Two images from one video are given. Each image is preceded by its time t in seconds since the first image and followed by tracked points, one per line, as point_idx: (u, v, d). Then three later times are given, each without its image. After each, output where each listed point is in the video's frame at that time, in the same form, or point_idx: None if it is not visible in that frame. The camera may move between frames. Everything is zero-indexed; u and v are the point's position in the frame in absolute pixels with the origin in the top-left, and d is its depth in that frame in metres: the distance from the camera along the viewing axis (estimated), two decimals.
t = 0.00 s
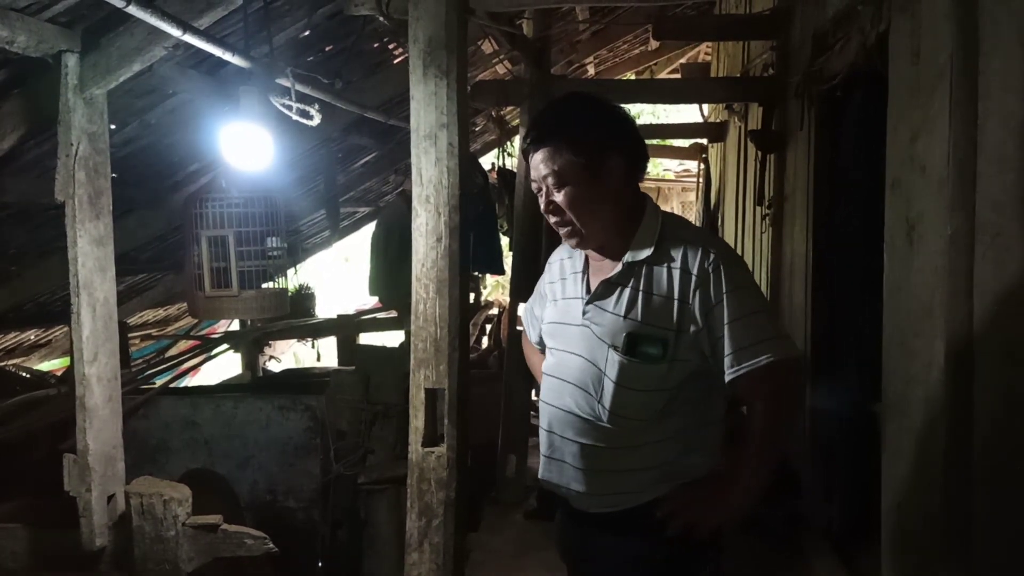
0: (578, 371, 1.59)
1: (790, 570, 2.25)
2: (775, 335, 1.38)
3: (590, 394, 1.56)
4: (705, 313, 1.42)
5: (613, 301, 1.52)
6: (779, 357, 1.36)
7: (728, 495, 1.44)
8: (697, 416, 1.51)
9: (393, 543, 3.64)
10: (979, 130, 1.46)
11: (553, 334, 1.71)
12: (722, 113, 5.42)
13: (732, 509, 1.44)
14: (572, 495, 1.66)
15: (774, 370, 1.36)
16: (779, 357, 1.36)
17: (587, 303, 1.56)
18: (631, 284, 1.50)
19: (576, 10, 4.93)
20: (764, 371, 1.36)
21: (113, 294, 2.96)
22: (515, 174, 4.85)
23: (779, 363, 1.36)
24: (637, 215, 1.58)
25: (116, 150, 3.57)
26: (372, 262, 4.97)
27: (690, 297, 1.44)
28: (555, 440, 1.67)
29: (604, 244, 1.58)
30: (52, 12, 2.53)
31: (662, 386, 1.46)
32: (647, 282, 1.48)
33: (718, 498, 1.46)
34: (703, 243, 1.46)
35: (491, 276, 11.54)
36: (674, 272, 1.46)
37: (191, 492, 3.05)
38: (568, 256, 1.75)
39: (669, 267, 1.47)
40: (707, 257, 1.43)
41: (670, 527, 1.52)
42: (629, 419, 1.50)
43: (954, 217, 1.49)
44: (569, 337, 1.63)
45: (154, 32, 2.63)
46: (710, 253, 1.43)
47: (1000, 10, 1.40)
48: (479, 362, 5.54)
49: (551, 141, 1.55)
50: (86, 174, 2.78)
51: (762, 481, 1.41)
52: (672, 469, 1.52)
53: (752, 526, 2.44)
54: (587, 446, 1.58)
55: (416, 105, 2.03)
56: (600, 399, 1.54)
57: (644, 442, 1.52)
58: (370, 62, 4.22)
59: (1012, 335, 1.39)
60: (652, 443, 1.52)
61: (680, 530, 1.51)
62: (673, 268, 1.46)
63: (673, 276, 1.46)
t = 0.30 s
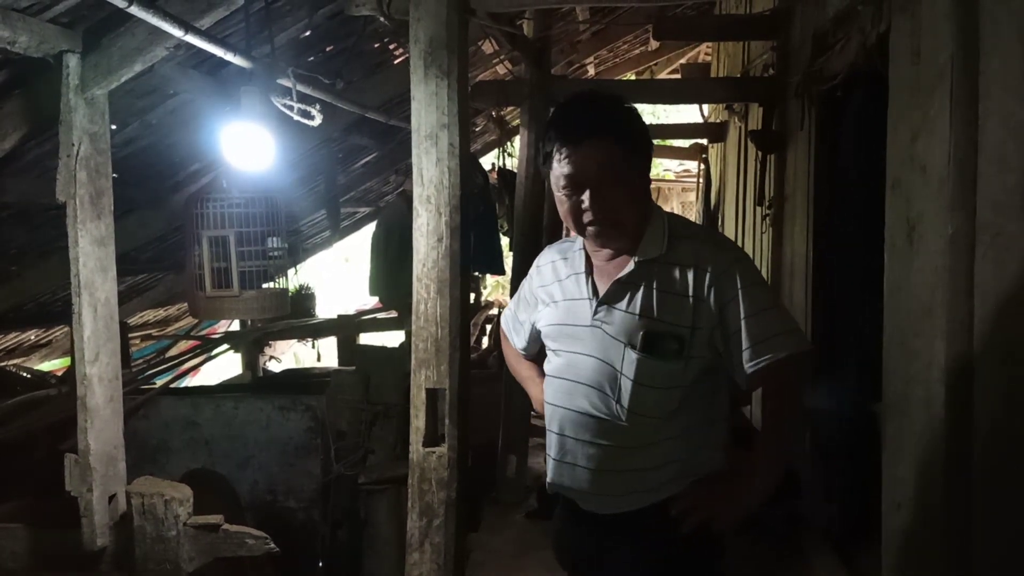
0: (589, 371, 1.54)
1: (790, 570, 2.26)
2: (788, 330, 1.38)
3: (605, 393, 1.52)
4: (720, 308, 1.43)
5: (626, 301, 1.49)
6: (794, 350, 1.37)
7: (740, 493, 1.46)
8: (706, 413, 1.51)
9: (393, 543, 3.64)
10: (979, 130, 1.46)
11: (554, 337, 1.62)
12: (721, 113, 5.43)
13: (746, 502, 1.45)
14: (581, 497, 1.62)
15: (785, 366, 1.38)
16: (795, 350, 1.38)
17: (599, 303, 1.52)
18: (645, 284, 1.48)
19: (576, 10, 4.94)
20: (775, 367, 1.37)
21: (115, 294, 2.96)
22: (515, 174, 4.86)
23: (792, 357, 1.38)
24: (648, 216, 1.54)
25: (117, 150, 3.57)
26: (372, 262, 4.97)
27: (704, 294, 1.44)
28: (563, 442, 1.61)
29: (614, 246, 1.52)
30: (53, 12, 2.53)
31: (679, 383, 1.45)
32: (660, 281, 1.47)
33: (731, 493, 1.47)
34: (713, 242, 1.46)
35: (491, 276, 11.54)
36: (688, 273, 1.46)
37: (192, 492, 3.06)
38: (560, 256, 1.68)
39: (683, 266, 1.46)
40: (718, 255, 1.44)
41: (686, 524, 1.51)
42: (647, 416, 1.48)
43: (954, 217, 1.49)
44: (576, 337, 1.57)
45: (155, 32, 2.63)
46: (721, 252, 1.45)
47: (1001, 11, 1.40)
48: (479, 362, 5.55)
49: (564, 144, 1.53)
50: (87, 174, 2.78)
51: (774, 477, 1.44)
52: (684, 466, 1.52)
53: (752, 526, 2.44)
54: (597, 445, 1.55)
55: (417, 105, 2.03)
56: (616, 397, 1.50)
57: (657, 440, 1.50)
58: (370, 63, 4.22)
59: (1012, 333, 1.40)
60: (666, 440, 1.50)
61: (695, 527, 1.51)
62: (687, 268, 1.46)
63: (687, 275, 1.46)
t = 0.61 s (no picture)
0: (600, 372, 1.52)
1: (789, 570, 2.26)
2: (799, 336, 1.42)
3: (616, 395, 1.51)
4: (734, 314, 1.45)
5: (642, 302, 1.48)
6: (805, 358, 1.41)
7: (749, 493, 1.46)
8: (713, 414, 1.53)
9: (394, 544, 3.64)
10: (979, 131, 1.46)
11: (560, 337, 1.59)
12: (722, 114, 5.44)
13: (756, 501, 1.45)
14: (585, 497, 1.61)
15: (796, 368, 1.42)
16: (809, 355, 1.42)
17: (613, 306, 1.49)
18: (661, 288, 1.47)
19: (576, 10, 4.94)
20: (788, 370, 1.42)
21: (115, 294, 2.96)
22: (515, 175, 4.86)
23: (802, 364, 1.42)
24: (664, 214, 1.50)
25: (117, 150, 3.57)
26: (373, 263, 4.97)
27: (717, 299, 1.45)
28: (571, 444, 1.59)
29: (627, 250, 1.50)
30: (53, 12, 2.53)
31: (691, 385, 1.45)
32: (672, 284, 1.47)
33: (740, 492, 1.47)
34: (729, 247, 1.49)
35: (491, 276, 11.55)
36: (704, 277, 1.46)
37: (192, 492, 3.06)
38: (560, 255, 1.66)
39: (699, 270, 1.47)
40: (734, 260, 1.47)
41: (694, 524, 1.51)
42: (658, 418, 1.48)
43: (954, 218, 1.49)
44: (586, 338, 1.54)
45: (155, 32, 2.63)
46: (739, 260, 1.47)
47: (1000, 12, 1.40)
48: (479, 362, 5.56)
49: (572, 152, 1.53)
50: (88, 174, 2.78)
51: (783, 476, 1.45)
52: (692, 466, 1.52)
53: (752, 527, 2.44)
54: (604, 446, 1.54)
55: (418, 105, 2.03)
56: (628, 400, 1.49)
57: (666, 441, 1.50)
58: (371, 63, 4.23)
59: (1013, 332, 1.41)
60: (677, 441, 1.50)
61: (704, 527, 1.51)
62: (704, 273, 1.46)
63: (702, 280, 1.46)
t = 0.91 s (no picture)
0: (589, 373, 1.55)
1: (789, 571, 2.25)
2: (797, 341, 1.39)
3: (604, 397, 1.52)
4: (730, 318, 1.42)
5: (634, 304, 1.48)
6: (803, 364, 1.39)
7: (746, 497, 1.45)
8: (712, 418, 1.52)
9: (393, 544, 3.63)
10: (979, 130, 1.45)
11: (556, 334, 1.64)
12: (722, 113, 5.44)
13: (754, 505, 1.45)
14: (575, 496, 1.63)
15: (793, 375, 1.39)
16: (805, 362, 1.39)
17: (604, 305, 1.51)
18: (654, 289, 1.47)
19: (576, 10, 4.94)
20: (784, 376, 1.39)
21: (112, 294, 2.96)
22: (514, 174, 4.85)
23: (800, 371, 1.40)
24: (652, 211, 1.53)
25: (115, 150, 3.57)
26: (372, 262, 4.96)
27: (713, 303, 1.43)
28: (560, 442, 1.63)
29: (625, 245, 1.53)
30: (50, 11, 2.52)
31: (684, 390, 1.44)
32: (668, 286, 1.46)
33: (738, 497, 1.46)
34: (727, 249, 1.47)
35: (491, 276, 11.56)
36: (699, 279, 1.44)
37: (189, 492, 3.04)
38: (568, 250, 1.70)
39: (694, 272, 1.45)
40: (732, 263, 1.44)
41: (684, 527, 1.50)
42: (646, 422, 1.48)
43: (954, 218, 1.48)
44: (578, 337, 1.58)
45: (153, 31, 2.62)
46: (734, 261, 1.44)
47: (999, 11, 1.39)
48: (479, 362, 5.55)
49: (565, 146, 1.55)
50: (84, 174, 2.77)
51: (780, 482, 1.44)
52: (689, 469, 1.51)
53: (752, 527, 2.45)
54: (598, 448, 1.55)
55: (415, 105, 2.03)
56: (616, 402, 1.50)
57: (660, 444, 1.49)
58: (370, 63, 4.23)
59: (1011, 332, 1.40)
60: (670, 445, 1.49)
61: (696, 530, 1.50)
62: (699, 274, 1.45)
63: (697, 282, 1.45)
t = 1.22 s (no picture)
0: (575, 370, 1.59)
1: (790, 571, 2.25)
2: (778, 342, 1.35)
3: (585, 395, 1.56)
4: (704, 319, 1.39)
5: (614, 302, 1.50)
6: (780, 364, 1.33)
7: (733, 500, 1.43)
8: (705, 420, 1.51)
9: (392, 545, 3.62)
10: (979, 129, 1.45)
11: (557, 331, 1.71)
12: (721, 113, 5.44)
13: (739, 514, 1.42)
14: (568, 494, 1.67)
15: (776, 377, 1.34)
16: (780, 365, 1.33)
17: (589, 303, 1.55)
18: (632, 286, 1.48)
19: (575, 10, 4.94)
20: (762, 380, 1.33)
21: (110, 294, 2.95)
22: (514, 174, 4.85)
23: (779, 373, 1.34)
24: (644, 209, 1.55)
25: (114, 150, 3.57)
26: (371, 262, 4.96)
27: (689, 302, 1.41)
28: (553, 438, 1.68)
29: (617, 241, 1.57)
30: (48, 11, 2.52)
31: (662, 390, 1.44)
32: (648, 285, 1.46)
33: (722, 503, 1.45)
34: (706, 246, 1.42)
35: (491, 276, 11.57)
36: (675, 277, 1.43)
37: (187, 492, 3.03)
38: (578, 250, 1.78)
39: (671, 270, 1.44)
40: (710, 261, 1.40)
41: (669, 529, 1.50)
42: (625, 423, 1.49)
43: (953, 218, 1.48)
44: (570, 334, 1.64)
45: (151, 31, 2.62)
46: (711, 258, 1.40)
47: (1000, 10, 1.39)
48: (478, 363, 5.55)
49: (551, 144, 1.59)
50: (83, 174, 2.77)
51: (764, 485, 1.40)
52: (678, 471, 1.51)
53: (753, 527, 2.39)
54: (586, 448, 1.58)
55: (415, 104, 2.02)
56: (595, 401, 1.53)
57: (644, 445, 1.51)
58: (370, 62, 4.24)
59: (1012, 330, 1.41)
60: (655, 446, 1.50)
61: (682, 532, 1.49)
62: (674, 271, 1.43)
63: (673, 279, 1.44)
